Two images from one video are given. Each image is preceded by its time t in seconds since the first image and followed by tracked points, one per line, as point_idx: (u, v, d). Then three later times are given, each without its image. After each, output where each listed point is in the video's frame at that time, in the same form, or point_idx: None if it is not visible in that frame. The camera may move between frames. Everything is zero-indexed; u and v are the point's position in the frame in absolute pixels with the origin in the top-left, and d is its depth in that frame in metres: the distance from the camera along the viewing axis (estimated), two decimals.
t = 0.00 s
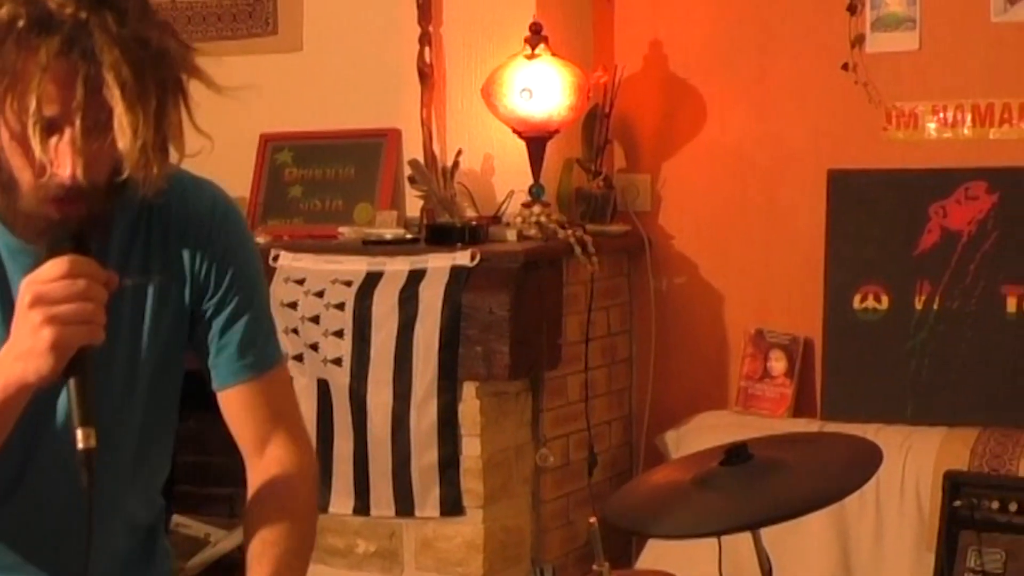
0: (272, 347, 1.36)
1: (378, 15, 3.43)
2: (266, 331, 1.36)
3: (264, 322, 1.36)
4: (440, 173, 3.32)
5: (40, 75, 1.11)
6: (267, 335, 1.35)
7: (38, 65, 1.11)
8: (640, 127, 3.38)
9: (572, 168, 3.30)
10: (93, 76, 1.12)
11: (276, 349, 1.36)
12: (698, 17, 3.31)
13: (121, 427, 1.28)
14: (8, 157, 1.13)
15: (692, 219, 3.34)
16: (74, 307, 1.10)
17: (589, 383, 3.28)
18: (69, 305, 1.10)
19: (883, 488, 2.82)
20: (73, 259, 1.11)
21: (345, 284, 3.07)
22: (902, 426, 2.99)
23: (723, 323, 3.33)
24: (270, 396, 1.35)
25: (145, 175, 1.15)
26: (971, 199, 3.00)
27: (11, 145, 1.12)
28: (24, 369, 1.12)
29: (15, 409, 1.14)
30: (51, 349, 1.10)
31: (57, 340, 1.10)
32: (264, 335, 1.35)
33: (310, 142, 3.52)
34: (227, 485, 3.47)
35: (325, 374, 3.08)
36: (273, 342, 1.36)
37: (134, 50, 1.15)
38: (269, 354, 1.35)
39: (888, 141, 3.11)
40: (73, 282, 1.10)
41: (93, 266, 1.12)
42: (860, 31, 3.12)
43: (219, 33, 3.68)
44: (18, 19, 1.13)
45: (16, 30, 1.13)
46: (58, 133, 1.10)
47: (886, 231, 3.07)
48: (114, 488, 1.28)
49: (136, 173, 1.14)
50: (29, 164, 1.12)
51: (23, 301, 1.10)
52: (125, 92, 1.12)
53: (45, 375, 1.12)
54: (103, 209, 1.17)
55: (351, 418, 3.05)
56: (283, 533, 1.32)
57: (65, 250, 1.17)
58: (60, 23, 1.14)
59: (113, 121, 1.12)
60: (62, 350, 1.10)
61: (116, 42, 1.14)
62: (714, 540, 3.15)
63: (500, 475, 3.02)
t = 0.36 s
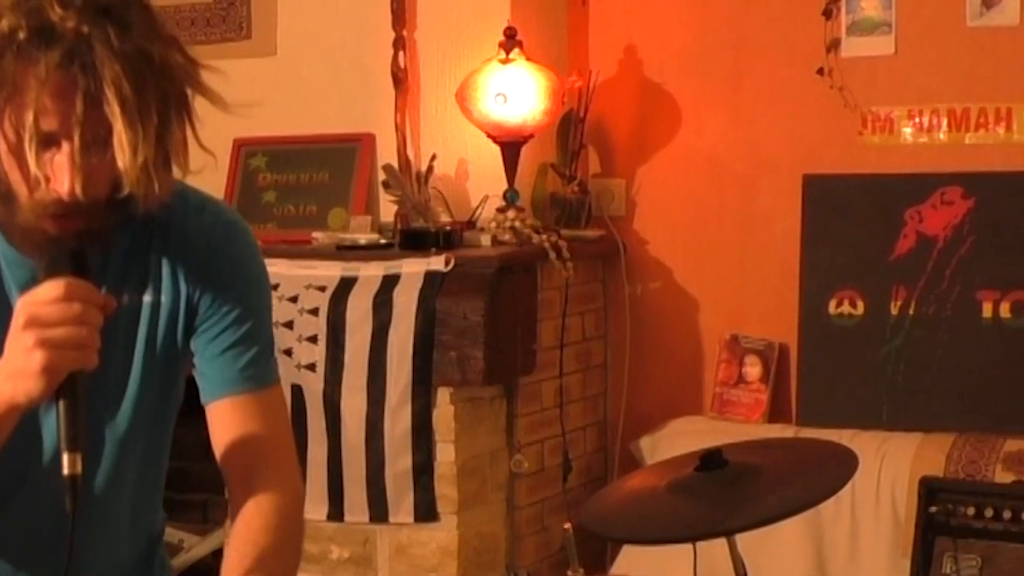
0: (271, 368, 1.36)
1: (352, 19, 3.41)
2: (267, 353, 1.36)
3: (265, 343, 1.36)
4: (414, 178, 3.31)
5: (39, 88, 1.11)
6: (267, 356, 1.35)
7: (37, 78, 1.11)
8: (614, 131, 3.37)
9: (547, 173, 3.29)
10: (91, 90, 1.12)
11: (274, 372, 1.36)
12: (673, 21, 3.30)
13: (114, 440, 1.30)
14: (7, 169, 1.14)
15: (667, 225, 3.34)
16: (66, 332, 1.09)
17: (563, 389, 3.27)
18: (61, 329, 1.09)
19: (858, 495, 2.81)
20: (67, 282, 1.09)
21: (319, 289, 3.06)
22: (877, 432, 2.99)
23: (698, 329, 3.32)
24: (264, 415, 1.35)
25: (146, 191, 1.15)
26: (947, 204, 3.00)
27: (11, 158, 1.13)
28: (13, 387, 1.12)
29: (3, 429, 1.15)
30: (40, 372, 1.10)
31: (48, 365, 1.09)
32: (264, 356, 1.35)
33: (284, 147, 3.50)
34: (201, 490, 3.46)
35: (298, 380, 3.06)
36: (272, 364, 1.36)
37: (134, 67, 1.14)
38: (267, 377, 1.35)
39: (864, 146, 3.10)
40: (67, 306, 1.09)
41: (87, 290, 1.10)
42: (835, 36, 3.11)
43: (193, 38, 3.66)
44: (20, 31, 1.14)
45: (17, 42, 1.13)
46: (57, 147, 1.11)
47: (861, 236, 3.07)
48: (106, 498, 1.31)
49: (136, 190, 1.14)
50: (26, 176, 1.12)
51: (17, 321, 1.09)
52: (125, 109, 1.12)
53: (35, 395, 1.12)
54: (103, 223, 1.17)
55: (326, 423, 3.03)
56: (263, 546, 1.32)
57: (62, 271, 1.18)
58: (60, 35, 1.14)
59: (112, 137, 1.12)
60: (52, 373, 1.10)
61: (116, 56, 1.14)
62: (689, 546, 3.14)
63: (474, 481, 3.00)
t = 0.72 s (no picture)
0: (262, 419, 1.43)
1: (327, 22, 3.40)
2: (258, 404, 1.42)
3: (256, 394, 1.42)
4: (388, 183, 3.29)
5: (26, 174, 1.16)
6: (259, 407, 1.42)
7: (25, 164, 1.16)
8: (589, 136, 3.36)
9: (521, 178, 3.27)
10: (79, 179, 1.16)
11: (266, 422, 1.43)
12: (649, 25, 3.30)
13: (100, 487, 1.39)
14: None
15: (642, 230, 3.33)
16: (45, 412, 1.18)
17: (538, 394, 3.25)
18: (41, 409, 1.18)
19: (834, 502, 2.80)
20: (50, 361, 1.19)
21: (293, 295, 3.03)
22: (852, 438, 2.98)
23: (674, 333, 3.31)
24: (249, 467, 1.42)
25: (133, 272, 1.21)
26: (923, 209, 2.99)
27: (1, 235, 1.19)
28: None
29: None
30: (19, 450, 1.19)
31: (27, 444, 1.19)
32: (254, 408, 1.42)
33: (256, 151, 3.46)
34: (174, 496, 3.43)
35: (272, 386, 3.03)
36: (263, 414, 1.43)
37: (121, 152, 1.18)
38: (256, 428, 1.42)
39: (839, 151, 3.11)
40: (47, 386, 1.19)
41: (68, 368, 1.20)
42: (811, 40, 3.11)
43: (165, 42, 3.60)
44: (7, 115, 1.18)
45: (5, 125, 1.17)
46: (44, 230, 1.17)
47: (837, 240, 3.07)
48: (98, 537, 1.41)
49: (123, 272, 1.19)
50: (14, 256, 1.18)
51: None
52: (111, 198, 1.16)
53: (14, 470, 1.22)
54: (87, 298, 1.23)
55: (299, 429, 3.00)
56: None
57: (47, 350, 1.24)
58: (48, 121, 1.18)
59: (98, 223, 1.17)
60: (29, 452, 1.20)
61: (104, 143, 1.18)
62: (664, 552, 3.13)
63: (449, 487, 2.99)
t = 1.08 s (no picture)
0: (243, 437, 1.38)
1: (300, 26, 3.37)
2: (238, 421, 1.38)
3: (236, 412, 1.37)
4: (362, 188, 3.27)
5: (31, 151, 1.17)
6: (240, 429, 1.38)
7: (29, 142, 1.17)
8: (564, 140, 3.35)
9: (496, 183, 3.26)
10: (85, 151, 1.19)
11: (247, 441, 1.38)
12: (624, 29, 3.29)
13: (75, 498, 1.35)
14: None
15: (618, 235, 3.32)
16: (21, 421, 1.17)
17: (512, 400, 3.24)
18: (17, 420, 1.17)
19: (809, 507, 2.80)
20: (25, 372, 1.18)
21: (267, 300, 3.01)
22: (827, 443, 2.98)
23: (649, 339, 3.30)
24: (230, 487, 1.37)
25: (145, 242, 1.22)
26: (899, 214, 3.00)
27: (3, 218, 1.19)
28: None
29: None
30: None
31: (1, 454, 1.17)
32: (235, 426, 1.37)
33: (230, 156, 3.44)
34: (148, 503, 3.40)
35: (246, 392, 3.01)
36: (243, 432, 1.38)
37: (124, 124, 1.20)
38: (237, 447, 1.37)
39: (815, 155, 3.10)
40: (24, 397, 1.18)
41: (46, 377, 1.19)
42: (786, 45, 3.11)
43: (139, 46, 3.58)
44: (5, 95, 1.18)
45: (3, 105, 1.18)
46: (52, 209, 1.18)
47: (812, 245, 3.06)
48: (70, 550, 1.37)
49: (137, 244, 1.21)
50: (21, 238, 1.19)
51: None
52: (121, 167, 1.18)
53: None
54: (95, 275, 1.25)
55: (273, 435, 2.98)
56: None
57: (21, 359, 1.20)
58: (47, 96, 1.19)
59: (110, 191, 1.19)
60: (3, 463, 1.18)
61: (105, 115, 1.19)
62: (639, 558, 3.12)
63: (423, 492, 2.97)
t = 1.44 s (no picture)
0: (226, 487, 1.44)
1: (274, 29, 3.35)
2: (222, 471, 1.43)
3: (220, 463, 1.43)
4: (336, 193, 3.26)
5: (39, 214, 1.21)
6: (222, 486, 1.43)
7: (37, 204, 1.21)
8: (539, 145, 3.34)
9: (470, 188, 3.26)
10: (92, 217, 1.23)
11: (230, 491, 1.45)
12: (599, 33, 3.28)
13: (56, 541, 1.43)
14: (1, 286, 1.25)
15: (592, 240, 3.31)
16: (9, 493, 1.22)
17: (487, 406, 3.22)
18: (5, 490, 1.22)
19: (785, 513, 2.79)
20: (16, 444, 1.22)
21: (241, 305, 2.99)
22: (803, 449, 2.97)
23: (624, 344, 3.29)
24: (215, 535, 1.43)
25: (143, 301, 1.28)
26: (875, 219, 2.99)
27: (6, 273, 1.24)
28: None
29: None
30: None
31: None
32: (218, 478, 1.43)
33: (204, 161, 3.43)
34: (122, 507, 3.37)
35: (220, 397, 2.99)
36: (227, 483, 1.44)
37: (133, 189, 1.25)
38: (221, 497, 1.43)
39: (790, 160, 3.10)
40: (12, 468, 1.22)
41: (34, 450, 1.23)
42: (762, 49, 3.11)
43: (112, 50, 3.54)
44: (15, 154, 1.21)
45: (12, 164, 1.21)
46: (56, 271, 1.23)
47: (787, 250, 3.06)
48: None
49: (135, 306, 1.27)
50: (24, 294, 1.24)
51: None
52: (128, 234, 1.23)
53: None
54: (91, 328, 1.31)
55: (247, 440, 2.96)
56: None
57: (10, 431, 1.22)
58: (58, 157, 1.23)
59: (114, 256, 1.25)
60: None
61: (114, 177, 1.24)
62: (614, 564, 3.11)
63: (398, 498, 2.95)
